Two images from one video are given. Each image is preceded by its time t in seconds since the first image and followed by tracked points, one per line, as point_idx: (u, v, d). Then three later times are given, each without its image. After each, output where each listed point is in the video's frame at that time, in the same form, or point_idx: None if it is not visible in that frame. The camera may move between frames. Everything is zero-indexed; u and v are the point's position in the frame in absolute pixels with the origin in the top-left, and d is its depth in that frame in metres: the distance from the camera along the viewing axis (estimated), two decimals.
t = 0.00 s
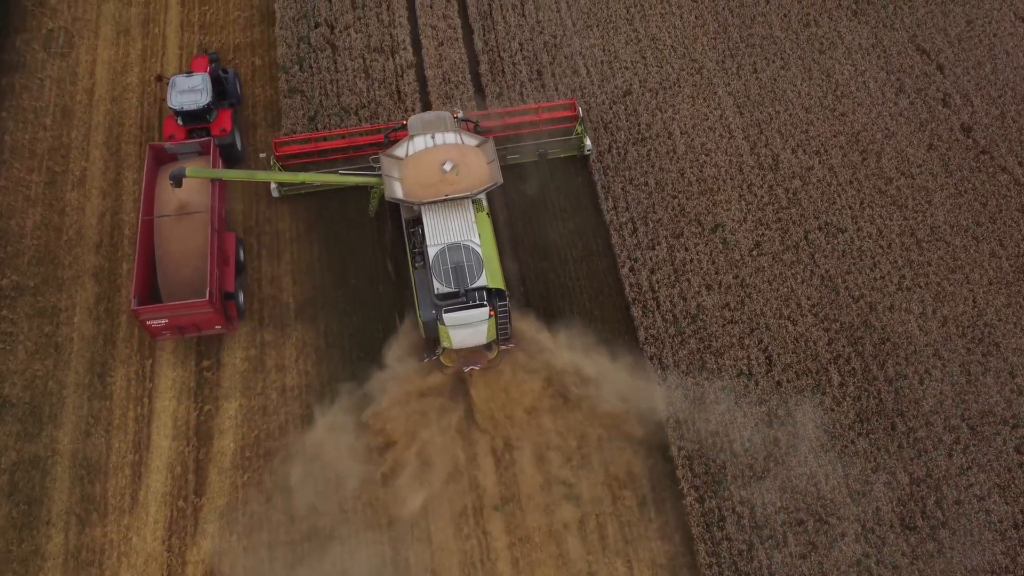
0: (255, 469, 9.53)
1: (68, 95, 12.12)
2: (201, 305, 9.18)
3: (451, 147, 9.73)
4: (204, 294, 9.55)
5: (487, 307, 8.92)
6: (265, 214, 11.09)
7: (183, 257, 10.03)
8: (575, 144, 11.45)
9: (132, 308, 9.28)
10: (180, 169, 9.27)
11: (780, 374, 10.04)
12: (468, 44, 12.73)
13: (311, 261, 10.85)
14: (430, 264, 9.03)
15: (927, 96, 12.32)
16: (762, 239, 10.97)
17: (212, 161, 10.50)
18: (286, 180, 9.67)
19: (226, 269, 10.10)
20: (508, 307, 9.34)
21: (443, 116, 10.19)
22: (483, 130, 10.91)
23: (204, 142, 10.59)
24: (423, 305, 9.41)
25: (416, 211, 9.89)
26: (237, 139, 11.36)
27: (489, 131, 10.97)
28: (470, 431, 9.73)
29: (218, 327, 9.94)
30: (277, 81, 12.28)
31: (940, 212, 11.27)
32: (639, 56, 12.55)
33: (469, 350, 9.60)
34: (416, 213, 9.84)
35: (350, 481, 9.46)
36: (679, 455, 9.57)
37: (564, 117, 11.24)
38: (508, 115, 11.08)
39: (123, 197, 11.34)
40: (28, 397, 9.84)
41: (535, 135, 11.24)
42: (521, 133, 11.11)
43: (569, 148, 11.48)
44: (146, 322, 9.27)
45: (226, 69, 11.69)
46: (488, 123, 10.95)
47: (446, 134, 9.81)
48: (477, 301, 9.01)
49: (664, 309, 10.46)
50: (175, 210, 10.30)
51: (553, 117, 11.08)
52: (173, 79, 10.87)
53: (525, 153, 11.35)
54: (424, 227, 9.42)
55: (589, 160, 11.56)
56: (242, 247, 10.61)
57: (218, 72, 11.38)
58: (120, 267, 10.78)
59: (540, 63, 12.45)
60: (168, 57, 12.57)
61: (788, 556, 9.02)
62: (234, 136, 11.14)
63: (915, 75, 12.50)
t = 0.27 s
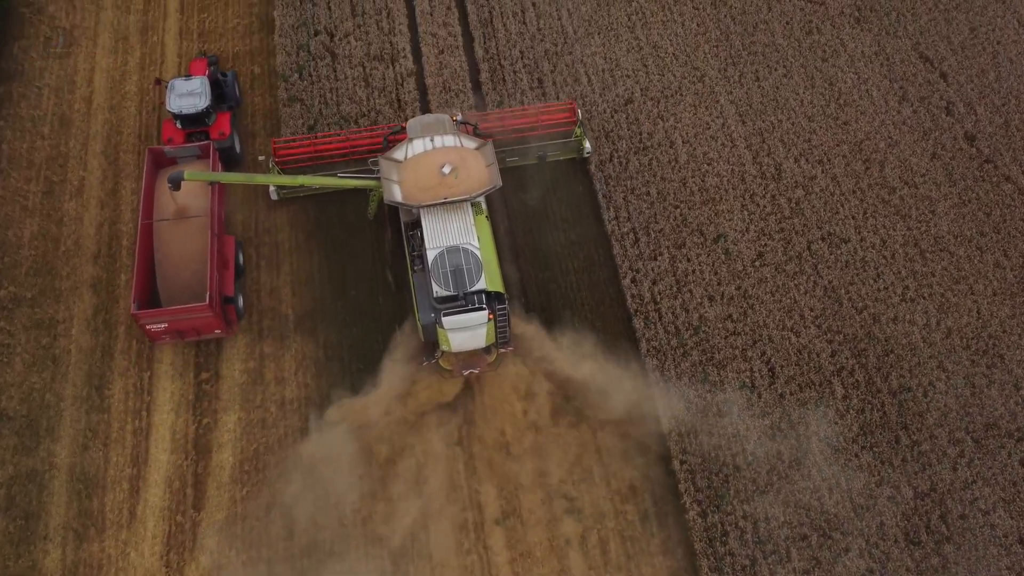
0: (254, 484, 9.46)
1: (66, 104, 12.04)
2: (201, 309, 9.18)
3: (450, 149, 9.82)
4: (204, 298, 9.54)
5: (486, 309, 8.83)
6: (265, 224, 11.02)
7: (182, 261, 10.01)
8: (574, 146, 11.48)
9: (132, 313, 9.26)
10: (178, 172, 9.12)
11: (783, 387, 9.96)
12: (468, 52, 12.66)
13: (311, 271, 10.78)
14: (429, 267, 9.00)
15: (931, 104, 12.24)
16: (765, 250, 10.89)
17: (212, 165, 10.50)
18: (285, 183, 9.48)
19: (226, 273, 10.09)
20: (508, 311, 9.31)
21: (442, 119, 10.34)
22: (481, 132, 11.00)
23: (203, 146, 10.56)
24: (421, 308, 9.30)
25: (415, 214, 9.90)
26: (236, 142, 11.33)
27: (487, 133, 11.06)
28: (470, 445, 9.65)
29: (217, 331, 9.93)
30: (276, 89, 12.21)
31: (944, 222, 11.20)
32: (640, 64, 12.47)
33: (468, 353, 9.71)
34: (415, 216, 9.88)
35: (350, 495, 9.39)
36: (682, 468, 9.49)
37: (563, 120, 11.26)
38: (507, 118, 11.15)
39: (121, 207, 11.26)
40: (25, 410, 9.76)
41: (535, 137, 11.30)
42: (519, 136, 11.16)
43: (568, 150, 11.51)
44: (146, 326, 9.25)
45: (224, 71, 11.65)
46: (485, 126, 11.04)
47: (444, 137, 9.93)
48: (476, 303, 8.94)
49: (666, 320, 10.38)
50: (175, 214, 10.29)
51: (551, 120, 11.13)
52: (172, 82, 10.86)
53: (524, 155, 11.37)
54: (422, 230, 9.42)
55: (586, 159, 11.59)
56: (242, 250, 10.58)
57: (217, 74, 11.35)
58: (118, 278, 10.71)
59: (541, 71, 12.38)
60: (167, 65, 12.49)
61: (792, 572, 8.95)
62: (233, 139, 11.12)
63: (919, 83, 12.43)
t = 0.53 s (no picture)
0: (253, 500, 9.37)
1: (64, 114, 11.96)
2: (200, 314, 9.11)
3: (448, 153, 9.79)
4: (203, 303, 9.47)
5: (484, 313, 8.76)
6: (263, 236, 10.93)
7: (181, 266, 9.94)
8: (573, 149, 11.41)
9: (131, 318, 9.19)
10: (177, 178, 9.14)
11: (787, 402, 9.88)
12: (469, 62, 12.57)
13: (311, 283, 10.70)
14: (428, 271, 8.97)
15: (935, 114, 12.15)
16: (768, 262, 10.81)
17: (211, 170, 10.50)
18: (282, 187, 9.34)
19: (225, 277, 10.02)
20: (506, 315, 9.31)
21: (440, 122, 10.23)
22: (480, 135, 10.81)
23: (202, 150, 10.53)
24: (420, 312, 9.19)
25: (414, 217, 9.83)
26: (236, 146, 11.29)
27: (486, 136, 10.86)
28: (471, 461, 9.56)
29: (217, 336, 9.87)
30: (275, 99, 12.12)
31: (948, 234, 11.11)
32: (642, 73, 12.38)
33: (467, 357, 9.63)
34: (414, 219, 9.82)
35: (350, 511, 9.31)
36: (684, 484, 9.41)
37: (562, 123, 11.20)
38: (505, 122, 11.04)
39: (119, 219, 11.18)
40: (22, 425, 9.67)
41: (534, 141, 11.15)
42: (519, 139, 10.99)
43: (567, 153, 11.43)
44: (145, 332, 9.18)
45: (224, 75, 11.67)
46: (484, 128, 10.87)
47: (443, 141, 9.89)
48: (474, 308, 8.89)
49: (668, 334, 10.31)
50: (173, 219, 10.21)
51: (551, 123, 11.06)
52: (171, 87, 10.85)
53: (523, 158, 11.32)
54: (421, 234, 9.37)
55: (586, 163, 11.56)
56: (240, 255, 10.51)
57: (216, 79, 11.36)
58: (116, 291, 10.62)
59: (542, 81, 12.30)
60: (165, 74, 12.41)
61: None
62: (232, 143, 11.08)
63: (923, 92, 12.34)
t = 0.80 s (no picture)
0: (252, 517, 9.28)
1: (61, 124, 11.87)
2: (199, 319, 9.13)
3: (447, 156, 9.67)
4: (201, 308, 9.47)
5: (483, 318, 8.75)
6: (262, 248, 10.85)
7: (179, 271, 9.95)
8: (572, 152, 11.34)
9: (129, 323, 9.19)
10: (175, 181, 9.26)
11: (790, 417, 9.81)
12: (469, 71, 12.48)
13: (310, 296, 10.61)
14: (426, 275, 8.91)
15: (938, 124, 12.07)
16: (771, 274, 10.73)
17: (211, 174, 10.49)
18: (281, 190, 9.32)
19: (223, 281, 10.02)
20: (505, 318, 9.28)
21: (439, 126, 10.17)
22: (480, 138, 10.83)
23: (200, 154, 10.48)
24: (418, 315, 9.22)
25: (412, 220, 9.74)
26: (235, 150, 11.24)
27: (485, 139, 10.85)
28: (472, 477, 9.47)
29: (216, 341, 9.86)
30: (274, 109, 12.03)
31: (952, 246, 11.03)
32: (644, 83, 12.30)
33: (466, 360, 9.39)
34: (413, 221, 9.71)
35: (350, 528, 9.23)
36: (687, 501, 9.34)
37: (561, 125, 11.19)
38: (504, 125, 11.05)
39: (117, 231, 11.09)
40: (18, 440, 9.58)
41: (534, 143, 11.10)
42: (518, 142, 10.97)
43: (567, 156, 11.39)
44: (143, 337, 9.18)
45: (223, 78, 11.59)
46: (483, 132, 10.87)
47: (442, 144, 9.76)
48: (473, 312, 8.86)
49: (671, 347, 10.24)
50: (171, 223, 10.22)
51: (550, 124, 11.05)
52: (170, 89, 10.70)
53: (522, 162, 11.27)
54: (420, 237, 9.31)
55: (585, 166, 11.53)
56: (238, 259, 10.50)
57: (214, 82, 11.24)
58: (114, 304, 10.53)
59: (543, 90, 12.21)
60: (163, 84, 12.32)
61: None
62: (231, 147, 11.03)
63: (926, 102, 12.26)
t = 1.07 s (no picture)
0: (251, 531, 9.21)
1: (59, 133, 11.80)
2: (198, 323, 9.08)
3: (447, 159, 9.62)
4: (200, 312, 9.43)
5: (482, 321, 8.76)
6: (261, 259, 10.78)
7: (178, 275, 9.90)
8: (572, 154, 11.34)
9: (128, 328, 9.14)
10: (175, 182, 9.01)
11: (792, 429, 9.75)
12: (469, 79, 12.41)
13: (310, 307, 10.54)
14: (425, 277, 8.88)
15: (941, 132, 12.00)
16: (773, 285, 10.66)
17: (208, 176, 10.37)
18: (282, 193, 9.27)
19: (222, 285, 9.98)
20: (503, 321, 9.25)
21: (438, 128, 10.08)
22: (479, 139, 10.83)
23: (198, 157, 10.41)
24: (417, 319, 9.18)
25: (411, 223, 9.69)
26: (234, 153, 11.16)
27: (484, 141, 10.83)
28: (472, 490, 9.40)
29: (215, 344, 9.83)
30: (274, 118, 11.95)
31: (956, 256, 10.96)
32: (645, 91, 12.22)
33: (463, 364, 9.62)
34: (412, 224, 9.66)
35: (350, 543, 9.16)
36: (689, 515, 9.27)
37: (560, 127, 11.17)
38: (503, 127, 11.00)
39: (115, 241, 11.01)
40: (15, 453, 9.51)
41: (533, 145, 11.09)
42: (516, 144, 10.95)
43: (566, 158, 11.38)
44: (143, 341, 9.13)
45: (221, 82, 11.62)
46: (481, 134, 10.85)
47: (441, 147, 9.70)
48: (471, 315, 8.85)
49: (673, 359, 10.17)
50: (171, 228, 10.20)
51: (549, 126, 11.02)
52: (169, 93, 10.73)
53: (522, 163, 11.24)
54: (419, 240, 9.27)
55: (585, 169, 11.50)
56: (238, 262, 10.46)
57: (213, 86, 11.29)
58: (111, 315, 10.45)
59: (544, 98, 12.14)
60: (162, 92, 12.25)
61: None
62: (230, 150, 10.95)
63: (929, 110, 12.18)
